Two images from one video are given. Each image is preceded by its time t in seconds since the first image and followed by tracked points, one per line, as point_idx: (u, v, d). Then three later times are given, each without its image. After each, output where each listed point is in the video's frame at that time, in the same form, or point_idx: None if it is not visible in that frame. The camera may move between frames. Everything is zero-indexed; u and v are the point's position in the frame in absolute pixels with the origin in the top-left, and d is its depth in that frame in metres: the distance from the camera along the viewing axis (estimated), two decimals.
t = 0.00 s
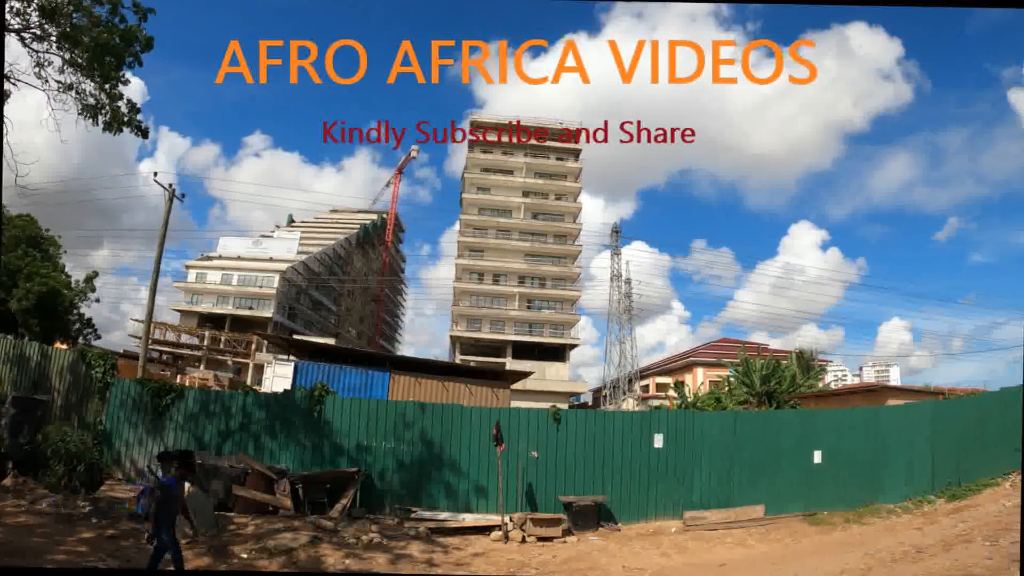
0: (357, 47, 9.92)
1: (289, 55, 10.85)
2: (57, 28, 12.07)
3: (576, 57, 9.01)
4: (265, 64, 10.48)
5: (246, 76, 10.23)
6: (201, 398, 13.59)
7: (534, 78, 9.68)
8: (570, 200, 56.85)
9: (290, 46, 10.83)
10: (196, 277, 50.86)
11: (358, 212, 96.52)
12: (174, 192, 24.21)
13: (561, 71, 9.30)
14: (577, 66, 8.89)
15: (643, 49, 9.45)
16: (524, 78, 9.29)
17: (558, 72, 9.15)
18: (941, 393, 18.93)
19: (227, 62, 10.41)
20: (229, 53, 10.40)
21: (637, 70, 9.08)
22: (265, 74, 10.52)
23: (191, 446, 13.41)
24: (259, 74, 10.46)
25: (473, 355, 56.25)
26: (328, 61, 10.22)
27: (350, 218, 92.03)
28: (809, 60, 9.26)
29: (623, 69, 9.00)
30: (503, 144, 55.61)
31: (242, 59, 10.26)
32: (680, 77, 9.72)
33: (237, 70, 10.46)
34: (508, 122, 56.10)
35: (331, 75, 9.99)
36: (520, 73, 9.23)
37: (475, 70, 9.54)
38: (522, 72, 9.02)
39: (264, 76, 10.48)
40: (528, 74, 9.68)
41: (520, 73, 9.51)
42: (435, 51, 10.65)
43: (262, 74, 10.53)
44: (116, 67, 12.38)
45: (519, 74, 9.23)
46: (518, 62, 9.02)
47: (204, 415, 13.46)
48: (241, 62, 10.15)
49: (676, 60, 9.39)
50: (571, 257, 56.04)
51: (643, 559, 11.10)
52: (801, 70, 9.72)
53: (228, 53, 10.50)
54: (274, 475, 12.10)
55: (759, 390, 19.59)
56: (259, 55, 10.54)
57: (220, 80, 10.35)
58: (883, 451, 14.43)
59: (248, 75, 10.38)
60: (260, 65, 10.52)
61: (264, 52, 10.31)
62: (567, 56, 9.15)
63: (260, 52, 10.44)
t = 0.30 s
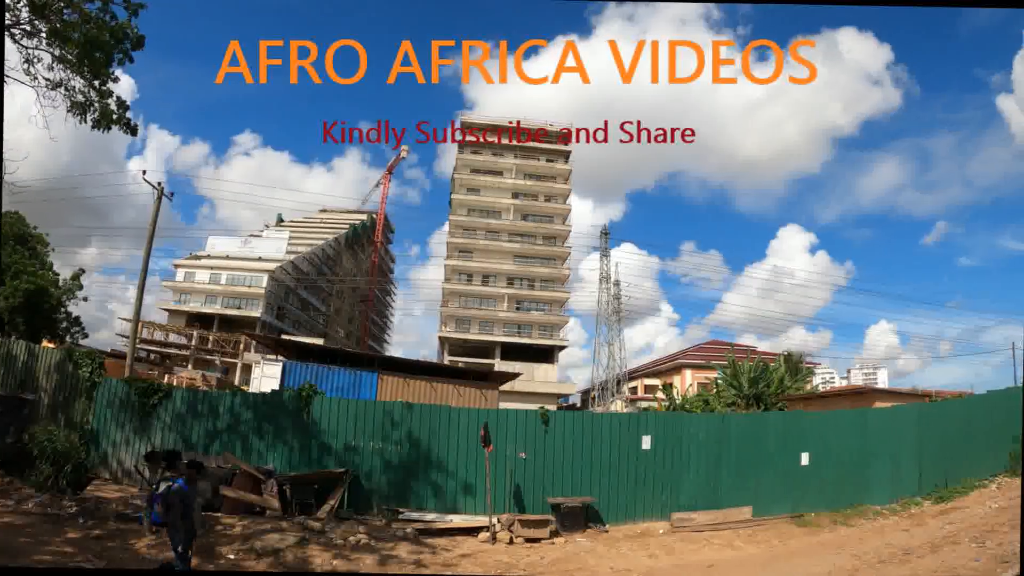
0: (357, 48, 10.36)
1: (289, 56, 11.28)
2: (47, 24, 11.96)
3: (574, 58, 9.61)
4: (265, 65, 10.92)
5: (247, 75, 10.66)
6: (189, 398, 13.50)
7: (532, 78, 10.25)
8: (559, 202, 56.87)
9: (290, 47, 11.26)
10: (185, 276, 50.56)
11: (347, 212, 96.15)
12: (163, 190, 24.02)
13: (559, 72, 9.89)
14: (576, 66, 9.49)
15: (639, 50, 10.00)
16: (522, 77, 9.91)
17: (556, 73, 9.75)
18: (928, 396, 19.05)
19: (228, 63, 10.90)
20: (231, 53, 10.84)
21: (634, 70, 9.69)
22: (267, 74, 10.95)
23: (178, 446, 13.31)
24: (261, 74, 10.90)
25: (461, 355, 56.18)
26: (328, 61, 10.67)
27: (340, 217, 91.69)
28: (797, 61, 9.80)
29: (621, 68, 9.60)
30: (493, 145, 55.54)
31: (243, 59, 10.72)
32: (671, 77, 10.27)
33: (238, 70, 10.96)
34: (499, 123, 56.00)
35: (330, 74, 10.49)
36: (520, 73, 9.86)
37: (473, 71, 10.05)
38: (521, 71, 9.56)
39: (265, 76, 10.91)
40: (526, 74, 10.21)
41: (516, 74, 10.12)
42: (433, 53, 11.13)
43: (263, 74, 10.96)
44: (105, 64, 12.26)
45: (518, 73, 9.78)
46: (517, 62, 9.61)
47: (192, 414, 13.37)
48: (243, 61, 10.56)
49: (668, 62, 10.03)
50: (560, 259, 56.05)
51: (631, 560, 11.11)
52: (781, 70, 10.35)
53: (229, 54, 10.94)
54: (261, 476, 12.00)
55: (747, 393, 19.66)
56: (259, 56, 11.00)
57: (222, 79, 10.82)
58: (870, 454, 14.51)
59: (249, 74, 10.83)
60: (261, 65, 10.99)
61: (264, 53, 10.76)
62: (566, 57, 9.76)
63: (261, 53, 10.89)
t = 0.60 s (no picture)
0: (356, 48, 10.42)
1: (290, 55, 11.33)
2: (34, 17, 11.82)
3: (575, 59, 9.84)
4: (266, 64, 10.97)
5: (248, 74, 10.73)
6: (174, 396, 13.37)
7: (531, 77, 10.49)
8: (547, 201, 56.84)
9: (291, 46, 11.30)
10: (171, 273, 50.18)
11: (334, 209, 95.66)
12: (150, 185, 23.80)
13: (559, 73, 10.10)
14: (577, 68, 9.73)
15: (636, 52, 10.31)
16: (523, 78, 10.10)
17: (555, 74, 9.99)
18: (912, 397, 19.20)
19: (230, 63, 11.05)
20: (230, 53, 10.92)
21: (633, 70, 9.98)
22: (267, 73, 10.99)
23: (163, 444, 13.19)
24: (262, 72, 10.95)
25: (448, 354, 56.07)
26: (329, 61, 10.72)
27: (327, 215, 91.28)
28: (792, 60, 9.90)
29: (619, 68, 9.98)
30: (481, 143, 55.33)
31: (244, 59, 10.84)
32: (671, 76, 10.40)
33: (239, 70, 11.07)
34: (487, 122, 55.84)
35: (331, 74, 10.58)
36: (523, 74, 10.08)
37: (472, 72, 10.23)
38: (520, 71, 9.85)
39: (265, 76, 10.93)
40: (526, 73, 10.39)
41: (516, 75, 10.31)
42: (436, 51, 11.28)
43: (262, 73, 10.96)
44: (92, 58, 12.14)
45: (519, 74, 10.01)
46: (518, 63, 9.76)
47: (177, 412, 13.25)
48: (243, 61, 10.66)
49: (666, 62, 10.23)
50: (546, 258, 56.05)
51: (616, 560, 11.12)
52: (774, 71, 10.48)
53: (228, 52, 11.00)
54: (246, 474, 11.95)
55: (732, 393, 19.77)
56: (259, 56, 11.03)
57: (222, 77, 10.89)
58: (855, 454, 14.57)
59: (249, 74, 10.95)
60: (261, 65, 11.05)
61: (265, 53, 10.85)
62: (566, 57, 9.99)
63: (262, 53, 10.95)
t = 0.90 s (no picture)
0: (358, 47, 10.04)
1: (291, 56, 10.92)
2: (19, 8, 11.63)
3: (575, 58, 9.40)
4: (265, 65, 10.56)
5: (248, 76, 10.24)
6: (155, 392, 13.20)
7: (531, 77, 10.01)
8: (531, 200, 56.85)
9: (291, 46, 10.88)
10: (153, 268, 49.75)
11: (318, 206, 95.13)
12: (133, 180, 23.53)
13: (558, 73, 9.64)
14: (576, 67, 9.25)
15: (641, 48, 9.62)
16: (522, 78, 9.63)
17: (556, 74, 9.53)
18: (893, 398, 19.39)
19: (228, 63, 10.53)
20: (229, 53, 10.51)
21: (636, 70, 9.30)
22: (267, 74, 10.59)
23: (144, 441, 13.02)
24: (261, 73, 10.55)
25: (431, 352, 55.97)
26: (328, 60, 10.29)
27: (311, 211, 90.78)
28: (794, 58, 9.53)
29: (622, 68, 9.30)
30: (466, 141, 55.20)
31: (242, 59, 10.39)
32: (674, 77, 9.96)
33: (238, 71, 10.56)
34: (472, 120, 55.64)
35: (329, 74, 10.12)
36: (521, 74, 9.61)
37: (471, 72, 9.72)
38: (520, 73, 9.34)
39: (265, 76, 10.51)
40: (526, 74, 9.93)
41: (518, 75, 9.87)
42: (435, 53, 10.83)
43: (262, 74, 10.61)
44: (78, 51, 11.96)
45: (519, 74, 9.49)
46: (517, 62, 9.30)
47: (158, 408, 13.09)
48: (242, 62, 10.12)
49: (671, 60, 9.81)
50: (530, 257, 56.06)
51: (597, 558, 11.13)
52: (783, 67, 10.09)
53: (228, 53, 10.55)
54: (227, 470, 11.85)
55: (714, 392, 19.88)
56: (259, 56, 10.61)
57: (222, 79, 10.38)
58: (835, 454, 14.70)
59: (247, 76, 10.50)
60: (261, 65, 10.61)
61: (264, 53, 10.41)
62: (566, 56, 9.52)
63: (261, 53, 10.51)
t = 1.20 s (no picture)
0: (357, 47, 9.63)
1: (292, 55, 10.58)
2: None
3: (575, 58, 8.94)
4: (266, 65, 10.24)
5: (247, 76, 9.88)
6: (135, 388, 13.03)
7: (530, 78, 9.59)
8: (514, 199, 56.77)
9: (293, 46, 10.52)
10: (133, 264, 49.24)
11: (301, 203, 94.49)
12: (114, 173, 23.22)
13: (560, 72, 9.20)
14: (576, 67, 8.81)
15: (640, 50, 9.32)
16: (522, 78, 9.15)
17: (556, 74, 9.08)
18: (872, 400, 19.56)
19: (228, 63, 10.22)
20: (230, 53, 10.19)
21: (634, 71, 9.07)
22: (267, 75, 10.27)
23: (123, 438, 12.85)
24: (262, 74, 10.23)
25: (412, 350, 55.83)
26: (328, 61, 9.87)
27: (294, 208, 90.18)
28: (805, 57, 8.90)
29: (622, 69, 8.92)
30: (449, 139, 54.95)
31: (243, 59, 10.10)
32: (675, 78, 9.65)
33: (238, 70, 10.24)
34: (456, 118, 55.44)
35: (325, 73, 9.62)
36: (521, 74, 9.14)
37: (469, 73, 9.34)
38: (519, 73, 8.99)
39: (265, 77, 10.13)
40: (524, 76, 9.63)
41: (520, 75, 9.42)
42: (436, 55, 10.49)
43: (262, 74, 10.26)
44: (62, 44, 11.80)
45: (517, 75, 9.13)
46: (516, 61, 8.81)
47: (138, 405, 12.93)
48: (240, 62, 9.77)
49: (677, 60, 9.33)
50: (512, 256, 56.06)
51: (577, 557, 11.15)
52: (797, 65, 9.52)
53: (228, 53, 10.23)
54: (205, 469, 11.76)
55: (695, 393, 19.98)
56: (259, 56, 10.26)
57: (221, 79, 10.04)
58: (814, 455, 14.82)
59: (247, 76, 10.16)
60: (260, 66, 10.30)
61: (265, 53, 10.08)
62: (566, 57, 9.09)
63: (261, 53, 10.20)
